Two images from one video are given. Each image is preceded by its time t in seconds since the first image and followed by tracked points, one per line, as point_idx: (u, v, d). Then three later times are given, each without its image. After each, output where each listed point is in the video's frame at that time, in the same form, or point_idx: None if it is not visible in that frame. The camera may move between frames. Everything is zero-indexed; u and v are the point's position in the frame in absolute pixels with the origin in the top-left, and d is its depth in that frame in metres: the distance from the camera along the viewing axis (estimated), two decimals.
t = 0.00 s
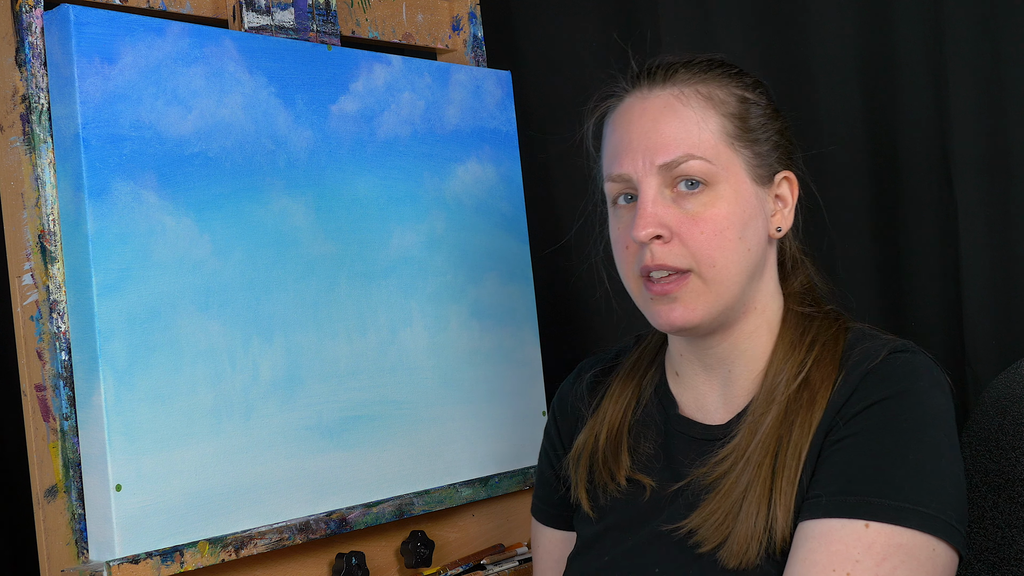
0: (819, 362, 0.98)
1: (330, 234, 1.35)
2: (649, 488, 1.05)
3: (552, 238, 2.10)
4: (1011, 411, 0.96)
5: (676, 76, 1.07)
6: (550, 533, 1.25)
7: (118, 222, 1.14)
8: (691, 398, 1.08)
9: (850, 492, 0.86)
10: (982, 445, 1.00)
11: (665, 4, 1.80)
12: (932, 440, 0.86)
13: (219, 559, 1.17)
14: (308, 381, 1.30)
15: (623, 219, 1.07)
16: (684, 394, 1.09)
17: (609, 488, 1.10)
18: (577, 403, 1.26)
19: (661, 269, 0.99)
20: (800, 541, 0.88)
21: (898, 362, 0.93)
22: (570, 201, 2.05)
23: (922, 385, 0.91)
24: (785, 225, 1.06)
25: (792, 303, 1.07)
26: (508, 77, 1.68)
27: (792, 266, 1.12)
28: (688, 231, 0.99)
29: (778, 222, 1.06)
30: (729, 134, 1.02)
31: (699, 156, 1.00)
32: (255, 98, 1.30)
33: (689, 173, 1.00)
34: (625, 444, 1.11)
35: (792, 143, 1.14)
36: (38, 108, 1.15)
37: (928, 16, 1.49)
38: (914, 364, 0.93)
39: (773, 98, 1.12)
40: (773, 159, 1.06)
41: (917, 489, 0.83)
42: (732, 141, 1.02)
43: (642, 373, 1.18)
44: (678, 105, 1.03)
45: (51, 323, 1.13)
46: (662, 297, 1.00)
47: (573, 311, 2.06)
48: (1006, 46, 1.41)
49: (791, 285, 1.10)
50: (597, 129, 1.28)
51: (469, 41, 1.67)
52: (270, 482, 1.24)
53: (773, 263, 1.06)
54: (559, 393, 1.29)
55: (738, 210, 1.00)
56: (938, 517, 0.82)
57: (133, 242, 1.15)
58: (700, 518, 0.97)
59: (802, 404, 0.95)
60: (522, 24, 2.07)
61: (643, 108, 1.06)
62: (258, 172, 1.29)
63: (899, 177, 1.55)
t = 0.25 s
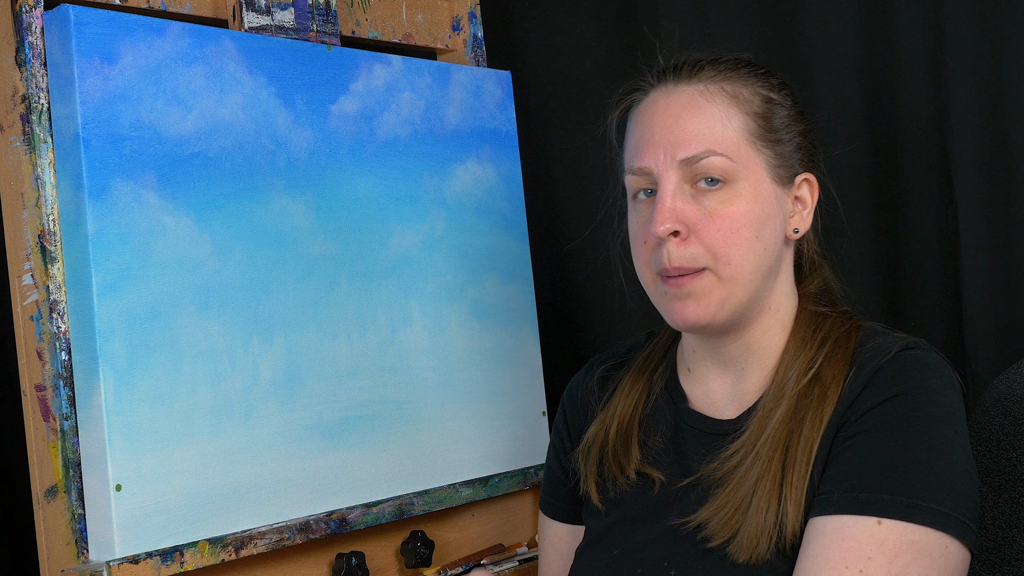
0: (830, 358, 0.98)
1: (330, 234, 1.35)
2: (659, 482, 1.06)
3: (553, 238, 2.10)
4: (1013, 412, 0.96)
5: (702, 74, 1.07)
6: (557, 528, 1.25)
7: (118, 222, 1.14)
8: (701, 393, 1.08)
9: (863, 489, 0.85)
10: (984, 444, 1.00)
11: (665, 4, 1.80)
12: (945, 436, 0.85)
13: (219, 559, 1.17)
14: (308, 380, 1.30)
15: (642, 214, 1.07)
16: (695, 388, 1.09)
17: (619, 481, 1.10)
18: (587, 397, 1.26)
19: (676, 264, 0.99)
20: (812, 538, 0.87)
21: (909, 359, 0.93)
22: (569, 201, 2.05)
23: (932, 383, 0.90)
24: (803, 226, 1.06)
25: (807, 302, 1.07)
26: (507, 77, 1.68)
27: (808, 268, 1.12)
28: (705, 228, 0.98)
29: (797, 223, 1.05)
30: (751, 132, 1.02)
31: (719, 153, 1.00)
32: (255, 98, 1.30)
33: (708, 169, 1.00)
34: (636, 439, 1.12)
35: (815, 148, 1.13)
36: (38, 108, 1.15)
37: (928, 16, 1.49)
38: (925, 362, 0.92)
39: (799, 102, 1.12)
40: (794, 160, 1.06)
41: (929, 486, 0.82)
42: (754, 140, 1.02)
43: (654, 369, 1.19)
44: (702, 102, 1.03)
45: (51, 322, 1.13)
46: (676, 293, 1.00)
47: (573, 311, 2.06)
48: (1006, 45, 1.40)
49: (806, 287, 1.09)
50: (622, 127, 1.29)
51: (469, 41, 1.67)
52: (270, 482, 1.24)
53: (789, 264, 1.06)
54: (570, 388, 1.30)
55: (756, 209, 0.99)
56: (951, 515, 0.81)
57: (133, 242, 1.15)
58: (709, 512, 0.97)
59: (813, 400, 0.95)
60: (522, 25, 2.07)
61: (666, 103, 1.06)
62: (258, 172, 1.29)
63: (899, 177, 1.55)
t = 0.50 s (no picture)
0: (830, 361, 0.99)
1: (330, 234, 1.35)
2: (658, 481, 1.05)
3: (553, 238, 2.10)
4: (1012, 412, 0.96)
5: (728, 72, 1.07)
6: (556, 526, 1.24)
7: (118, 222, 1.14)
8: (700, 391, 1.08)
9: (862, 492, 0.86)
10: (984, 445, 1.00)
11: (665, 4, 1.80)
12: (944, 440, 0.86)
13: (219, 559, 1.17)
14: (308, 380, 1.30)
15: (649, 205, 1.08)
16: (694, 386, 1.09)
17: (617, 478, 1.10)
18: (587, 397, 1.26)
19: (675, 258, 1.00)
20: (809, 541, 0.87)
21: (908, 361, 0.94)
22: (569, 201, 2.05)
23: (932, 386, 0.90)
24: (811, 235, 1.06)
25: (810, 306, 1.07)
26: (507, 77, 1.68)
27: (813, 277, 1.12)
28: (708, 227, 0.99)
29: (804, 231, 1.05)
30: (768, 137, 1.02)
31: (731, 154, 1.00)
32: (255, 98, 1.30)
33: (718, 169, 1.00)
34: (638, 433, 1.11)
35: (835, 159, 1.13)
36: (38, 108, 1.15)
37: (928, 16, 1.49)
38: (924, 364, 0.93)
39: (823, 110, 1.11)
40: (809, 169, 1.05)
41: (928, 490, 0.83)
42: (770, 145, 1.02)
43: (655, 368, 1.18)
44: (722, 101, 1.03)
45: (51, 323, 1.13)
46: (669, 286, 1.01)
47: (573, 311, 2.06)
48: (1006, 45, 1.41)
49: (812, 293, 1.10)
50: (644, 125, 1.29)
51: (469, 41, 1.67)
52: (270, 482, 1.24)
53: (792, 270, 1.06)
54: (570, 388, 1.29)
55: (762, 213, 1.00)
56: (949, 518, 0.82)
57: (133, 242, 1.15)
58: (706, 514, 0.97)
59: (812, 402, 0.96)
60: (522, 24, 2.07)
61: (688, 98, 1.06)
62: (258, 172, 1.29)
63: (899, 178, 1.55)
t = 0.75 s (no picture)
0: (821, 365, 0.98)
1: (330, 234, 1.35)
2: (649, 481, 1.06)
3: (553, 238, 2.10)
4: (1011, 412, 0.96)
5: (733, 72, 1.06)
6: (550, 529, 1.25)
7: (118, 222, 1.14)
8: (691, 392, 1.08)
9: (855, 497, 0.86)
10: (983, 445, 1.00)
11: (665, 4, 1.80)
12: (937, 444, 0.87)
13: (219, 559, 1.17)
14: (308, 380, 1.30)
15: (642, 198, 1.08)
16: (685, 386, 1.09)
17: (610, 478, 1.10)
18: (580, 397, 1.25)
19: (660, 253, 1.01)
20: (800, 546, 0.88)
21: (899, 365, 0.94)
22: (569, 202, 2.05)
23: (922, 390, 0.91)
24: (804, 241, 1.05)
25: (805, 311, 1.06)
26: (508, 77, 1.68)
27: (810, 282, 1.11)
28: (696, 225, 0.99)
29: (798, 237, 1.05)
30: (765, 140, 1.02)
31: (725, 154, 1.00)
32: (255, 98, 1.30)
33: (710, 168, 1.00)
34: (637, 425, 1.11)
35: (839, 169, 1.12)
36: (38, 108, 1.15)
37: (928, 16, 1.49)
38: (915, 367, 0.93)
39: (830, 119, 1.10)
40: (807, 175, 1.05)
41: (921, 495, 0.83)
42: (766, 148, 1.01)
43: (650, 368, 1.18)
44: (722, 101, 1.03)
45: (51, 322, 1.13)
46: (654, 281, 1.02)
47: (573, 312, 2.06)
48: (1006, 45, 1.41)
49: (808, 297, 1.09)
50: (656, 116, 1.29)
51: (469, 41, 1.67)
52: (270, 481, 1.24)
53: (784, 274, 1.06)
54: (563, 388, 1.29)
55: (752, 216, 1.00)
56: (943, 523, 0.82)
57: (133, 242, 1.15)
58: (697, 520, 0.97)
59: (803, 407, 0.95)
60: (522, 25, 2.07)
61: (690, 94, 1.06)
62: (258, 172, 1.29)
63: (900, 178, 1.55)
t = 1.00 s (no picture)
0: (803, 367, 0.98)
1: (330, 234, 1.35)
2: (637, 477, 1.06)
3: (552, 238, 2.10)
4: (1011, 411, 0.96)
5: (740, 70, 1.07)
6: (542, 526, 1.25)
7: (118, 222, 1.14)
8: (679, 390, 1.09)
9: (834, 499, 0.85)
10: (983, 445, 1.00)
11: (665, 4, 1.80)
12: (918, 445, 0.86)
13: (219, 559, 1.17)
14: (308, 380, 1.30)
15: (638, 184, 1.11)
16: (673, 383, 1.11)
17: (600, 475, 1.11)
18: (572, 395, 1.26)
19: (641, 242, 1.04)
20: (780, 550, 0.87)
21: (882, 367, 0.94)
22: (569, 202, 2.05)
23: (905, 391, 0.91)
24: (790, 249, 1.05)
25: (794, 314, 1.06)
26: (508, 77, 1.68)
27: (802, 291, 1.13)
28: (674, 217, 1.02)
29: (784, 244, 1.05)
30: (756, 144, 1.02)
31: (712, 152, 1.02)
32: (255, 98, 1.30)
33: (695, 164, 1.02)
34: (633, 419, 1.11)
35: (844, 180, 1.11)
36: (38, 108, 1.15)
37: (928, 16, 1.49)
38: (898, 368, 0.93)
39: (838, 129, 1.10)
40: (799, 183, 1.05)
41: (900, 497, 0.83)
42: (756, 151, 1.02)
43: (641, 368, 1.18)
44: (720, 99, 1.04)
45: (51, 323, 1.13)
46: (633, 268, 1.04)
47: (573, 311, 2.06)
48: (1006, 45, 1.41)
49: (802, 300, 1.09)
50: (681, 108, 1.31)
51: (469, 41, 1.67)
52: (270, 481, 1.24)
53: (773, 279, 1.07)
54: (556, 387, 1.29)
55: (732, 216, 1.01)
56: (922, 526, 0.82)
57: (133, 242, 1.15)
58: (679, 525, 0.97)
59: (786, 409, 0.95)
60: (522, 24, 2.07)
61: (693, 89, 1.07)
62: (258, 172, 1.29)
63: (899, 178, 1.55)
